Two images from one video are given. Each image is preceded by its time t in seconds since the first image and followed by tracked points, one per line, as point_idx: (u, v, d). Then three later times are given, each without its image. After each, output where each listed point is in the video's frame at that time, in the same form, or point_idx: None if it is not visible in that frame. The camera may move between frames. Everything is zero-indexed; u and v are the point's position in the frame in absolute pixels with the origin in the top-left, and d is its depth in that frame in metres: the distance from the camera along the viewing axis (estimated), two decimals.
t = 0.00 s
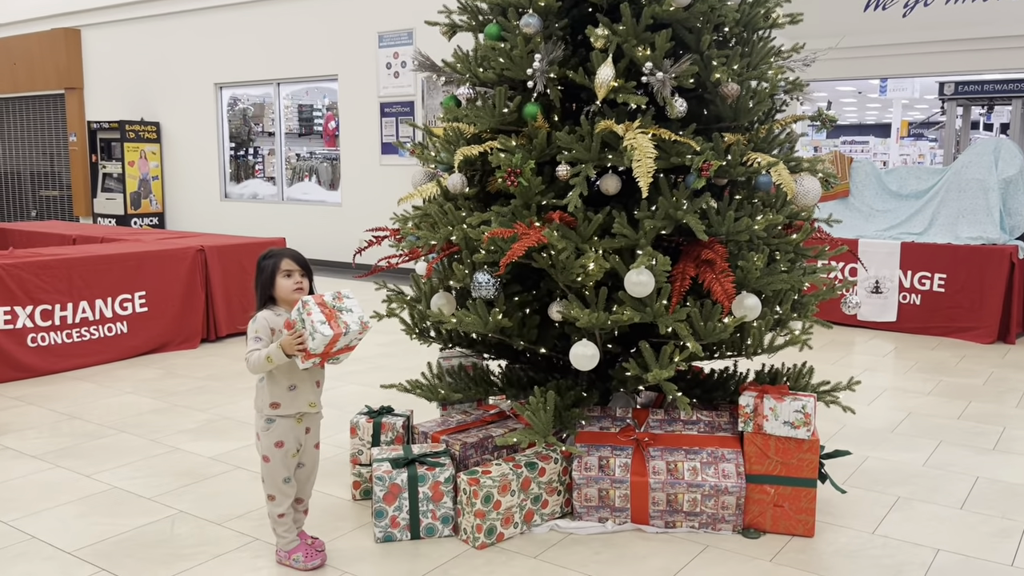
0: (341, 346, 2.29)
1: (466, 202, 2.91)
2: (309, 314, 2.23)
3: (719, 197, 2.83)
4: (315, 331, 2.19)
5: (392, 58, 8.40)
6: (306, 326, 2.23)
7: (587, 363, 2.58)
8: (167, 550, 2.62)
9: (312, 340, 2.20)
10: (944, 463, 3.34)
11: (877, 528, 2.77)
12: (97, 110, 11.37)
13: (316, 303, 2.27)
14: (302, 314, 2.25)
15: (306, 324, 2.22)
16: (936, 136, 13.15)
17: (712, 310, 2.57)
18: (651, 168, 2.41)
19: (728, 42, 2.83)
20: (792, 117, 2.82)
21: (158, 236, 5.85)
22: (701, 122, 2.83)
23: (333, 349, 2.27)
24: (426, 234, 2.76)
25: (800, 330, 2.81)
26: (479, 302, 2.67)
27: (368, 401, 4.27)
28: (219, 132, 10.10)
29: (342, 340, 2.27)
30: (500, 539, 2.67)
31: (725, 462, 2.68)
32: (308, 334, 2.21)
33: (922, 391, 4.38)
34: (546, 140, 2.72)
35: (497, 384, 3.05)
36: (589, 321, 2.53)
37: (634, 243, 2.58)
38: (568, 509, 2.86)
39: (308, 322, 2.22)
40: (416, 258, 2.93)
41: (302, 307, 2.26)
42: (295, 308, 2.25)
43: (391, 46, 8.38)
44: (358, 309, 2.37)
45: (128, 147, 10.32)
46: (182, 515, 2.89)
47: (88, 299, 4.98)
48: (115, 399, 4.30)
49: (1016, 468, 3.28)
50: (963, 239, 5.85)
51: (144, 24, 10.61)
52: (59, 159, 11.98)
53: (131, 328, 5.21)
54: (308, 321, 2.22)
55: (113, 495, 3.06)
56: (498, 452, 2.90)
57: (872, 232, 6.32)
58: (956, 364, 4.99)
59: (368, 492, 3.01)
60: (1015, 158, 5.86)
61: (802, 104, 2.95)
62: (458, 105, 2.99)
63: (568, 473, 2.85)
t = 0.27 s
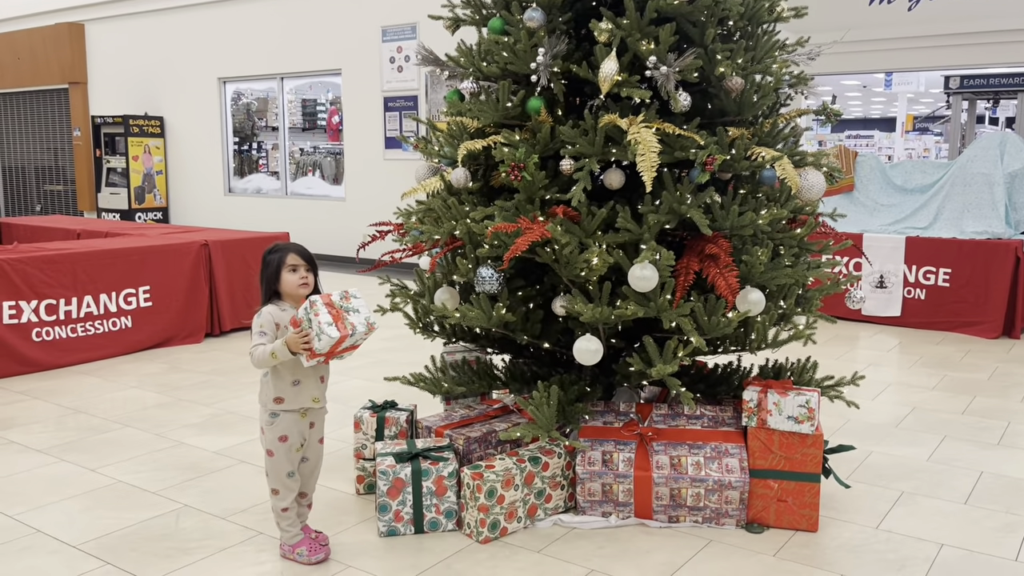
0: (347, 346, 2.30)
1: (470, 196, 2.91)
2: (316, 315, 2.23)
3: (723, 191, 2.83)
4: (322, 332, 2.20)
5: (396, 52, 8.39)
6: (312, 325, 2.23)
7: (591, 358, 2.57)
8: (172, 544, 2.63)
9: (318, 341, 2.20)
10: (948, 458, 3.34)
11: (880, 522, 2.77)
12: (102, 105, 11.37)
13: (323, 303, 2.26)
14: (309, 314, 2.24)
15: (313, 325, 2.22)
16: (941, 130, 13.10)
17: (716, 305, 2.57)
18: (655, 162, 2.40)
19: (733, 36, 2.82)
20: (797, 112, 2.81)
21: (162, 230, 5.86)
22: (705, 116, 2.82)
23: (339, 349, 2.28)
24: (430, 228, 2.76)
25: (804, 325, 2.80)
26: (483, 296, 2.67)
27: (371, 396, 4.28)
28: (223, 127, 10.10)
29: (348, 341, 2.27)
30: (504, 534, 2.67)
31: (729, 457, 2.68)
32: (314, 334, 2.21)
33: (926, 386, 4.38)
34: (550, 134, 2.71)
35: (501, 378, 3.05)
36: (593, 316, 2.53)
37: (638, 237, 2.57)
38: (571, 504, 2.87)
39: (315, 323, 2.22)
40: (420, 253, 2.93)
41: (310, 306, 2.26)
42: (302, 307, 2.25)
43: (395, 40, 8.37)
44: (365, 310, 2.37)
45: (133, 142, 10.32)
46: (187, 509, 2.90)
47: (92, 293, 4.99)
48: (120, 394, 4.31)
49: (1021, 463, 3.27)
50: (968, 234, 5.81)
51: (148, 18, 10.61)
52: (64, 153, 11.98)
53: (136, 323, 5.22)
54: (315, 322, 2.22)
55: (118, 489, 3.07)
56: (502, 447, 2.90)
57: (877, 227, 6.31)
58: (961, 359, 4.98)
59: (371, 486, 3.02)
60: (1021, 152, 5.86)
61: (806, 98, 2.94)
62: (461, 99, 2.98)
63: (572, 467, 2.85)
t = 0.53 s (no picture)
0: (351, 343, 2.29)
1: (472, 192, 2.91)
2: (320, 312, 2.24)
3: (726, 187, 2.82)
4: (325, 330, 2.20)
5: (399, 48, 8.38)
6: (316, 322, 2.23)
7: (594, 354, 2.57)
8: (175, 540, 2.63)
9: (321, 338, 2.21)
10: (951, 454, 3.34)
11: (883, 519, 2.76)
12: (105, 101, 11.38)
13: (328, 300, 2.27)
14: (314, 311, 2.25)
15: (318, 321, 2.23)
16: (945, 127, 13.07)
17: (719, 301, 2.57)
18: (658, 158, 2.40)
19: (737, 31, 2.81)
20: (800, 108, 2.81)
21: (165, 226, 5.87)
22: (709, 112, 2.82)
23: (343, 346, 2.28)
24: (433, 224, 2.76)
25: (807, 321, 2.80)
26: (485, 292, 2.67)
27: (374, 392, 4.29)
28: (226, 123, 10.11)
29: (352, 338, 2.27)
30: (506, 530, 2.68)
31: (732, 453, 2.68)
32: (318, 331, 2.21)
33: (930, 383, 4.37)
34: (553, 129, 2.71)
35: (504, 374, 3.05)
36: (596, 312, 2.53)
37: (641, 233, 2.57)
38: (574, 500, 2.87)
39: (319, 320, 2.22)
40: (423, 249, 2.93)
41: (314, 303, 2.26)
42: (307, 304, 2.26)
43: (398, 36, 8.36)
44: (370, 307, 2.36)
45: (136, 138, 10.33)
46: (190, 505, 2.90)
47: (96, 289, 5.00)
48: (123, 390, 4.32)
49: None
50: (972, 231, 5.78)
51: (151, 14, 10.61)
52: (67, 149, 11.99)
53: (139, 319, 5.23)
54: (319, 319, 2.23)
55: (121, 485, 3.07)
56: (505, 443, 2.91)
57: (880, 223, 6.29)
58: (965, 355, 4.97)
59: (374, 482, 3.02)
60: None
61: (811, 94, 2.93)
62: (464, 95, 2.98)
63: (574, 463, 2.85)
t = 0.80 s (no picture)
0: (355, 344, 2.29)
1: (476, 190, 2.91)
2: (326, 312, 2.23)
3: (729, 186, 2.82)
4: (330, 330, 2.20)
5: (401, 46, 8.38)
6: (322, 321, 2.23)
7: (597, 352, 2.57)
8: (179, 537, 2.64)
9: (326, 338, 2.20)
10: (954, 453, 3.33)
11: (886, 517, 2.76)
12: (108, 98, 11.39)
13: (334, 301, 2.26)
14: (319, 311, 2.25)
15: (323, 321, 2.23)
16: (948, 125, 13.04)
17: (722, 299, 2.57)
18: (661, 157, 2.39)
19: (740, 29, 2.81)
20: (804, 106, 2.80)
21: (168, 224, 5.88)
22: (712, 110, 2.81)
23: (347, 346, 2.27)
24: (436, 222, 2.76)
25: (810, 319, 2.79)
26: (488, 291, 2.67)
27: (377, 390, 4.29)
28: (229, 121, 10.11)
29: (356, 339, 2.27)
30: (509, 527, 2.68)
31: (735, 451, 2.68)
32: (322, 330, 2.21)
33: (933, 381, 4.36)
34: (556, 127, 2.71)
35: (506, 372, 3.06)
36: (599, 310, 2.53)
37: (644, 231, 2.57)
38: (576, 498, 2.87)
39: (324, 320, 2.22)
40: (426, 247, 2.93)
41: (320, 303, 2.25)
42: (312, 303, 2.26)
43: (401, 34, 8.35)
44: (376, 308, 2.36)
45: (139, 136, 10.34)
46: (194, 502, 2.91)
47: (99, 287, 5.01)
48: (126, 387, 4.33)
49: None
50: (976, 230, 5.80)
51: (154, 12, 10.61)
52: (70, 147, 12.00)
53: (142, 316, 5.24)
54: (324, 319, 2.22)
55: (125, 482, 3.08)
56: (508, 441, 2.91)
57: (884, 222, 6.29)
58: (968, 354, 4.96)
59: (377, 480, 3.02)
60: None
61: (814, 92, 2.92)
62: (467, 93, 2.98)
63: (577, 461, 2.85)
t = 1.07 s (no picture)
0: (356, 345, 2.29)
1: (478, 188, 2.91)
2: (328, 313, 2.23)
3: (732, 185, 2.82)
4: (332, 331, 2.20)
5: (404, 45, 8.38)
6: (324, 321, 2.23)
7: (598, 351, 2.58)
8: (181, 535, 2.64)
9: (327, 339, 2.21)
10: (955, 452, 3.33)
11: (888, 516, 2.76)
12: (110, 97, 11.40)
13: (336, 302, 2.26)
14: (321, 311, 2.25)
15: (325, 322, 2.23)
16: (951, 124, 13.03)
17: (724, 298, 2.56)
18: (663, 155, 2.39)
19: (742, 28, 2.80)
20: (806, 105, 2.79)
21: (170, 222, 5.88)
22: (714, 109, 2.81)
23: (348, 348, 2.28)
24: (438, 221, 2.76)
25: (812, 319, 2.79)
26: (490, 289, 2.67)
27: (379, 388, 4.29)
28: (231, 119, 10.12)
29: (358, 340, 2.28)
30: (511, 526, 2.68)
31: (736, 450, 2.68)
32: (324, 331, 2.22)
33: (935, 381, 4.36)
34: (558, 126, 2.71)
35: (508, 371, 3.06)
36: (601, 308, 2.53)
37: (646, 230, 2.57)
38: (578, 497, 2.87)
39: (326, 321, 2.22)
40: (428, 245, 2.93)
41: (322, 304, 2.25)
42: (314, 303, 2.26)
43: (403, 33, 8.36)
44: (378, 309, 2.36)
45: (141, 134, 10.35)
46: (196, 500, 2.91)
47: (102, 285, 5.01)
48: (128, 385, 4.34)
49: None
50: (979, 228, 5.79)
51: (157, 10, 10.62)
52: (72, 145, 12.02)
53: (145, 315, 5.25)
54: (326, 320, 2.22)
55: (127, 480, 3.09)
56: (509, 439, 2.91)
57: (886, 221, 6.28)
58: (970, 353, 4.96)
59: (379, 478, 3.02)
60: None
61: (816, 91, 2.92)
62: (469, 92, 2.97)
63: (579, 460, 2.86)
